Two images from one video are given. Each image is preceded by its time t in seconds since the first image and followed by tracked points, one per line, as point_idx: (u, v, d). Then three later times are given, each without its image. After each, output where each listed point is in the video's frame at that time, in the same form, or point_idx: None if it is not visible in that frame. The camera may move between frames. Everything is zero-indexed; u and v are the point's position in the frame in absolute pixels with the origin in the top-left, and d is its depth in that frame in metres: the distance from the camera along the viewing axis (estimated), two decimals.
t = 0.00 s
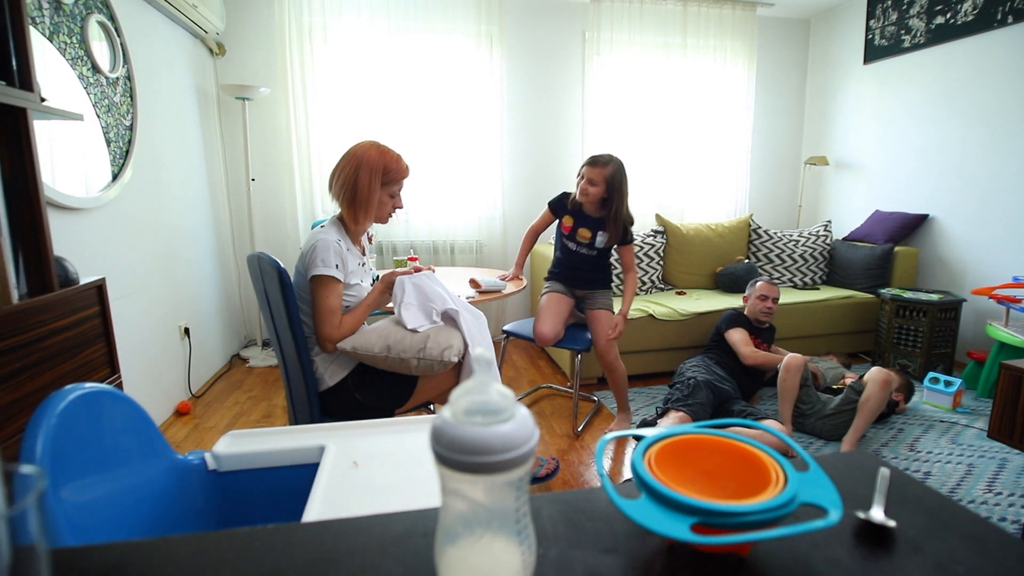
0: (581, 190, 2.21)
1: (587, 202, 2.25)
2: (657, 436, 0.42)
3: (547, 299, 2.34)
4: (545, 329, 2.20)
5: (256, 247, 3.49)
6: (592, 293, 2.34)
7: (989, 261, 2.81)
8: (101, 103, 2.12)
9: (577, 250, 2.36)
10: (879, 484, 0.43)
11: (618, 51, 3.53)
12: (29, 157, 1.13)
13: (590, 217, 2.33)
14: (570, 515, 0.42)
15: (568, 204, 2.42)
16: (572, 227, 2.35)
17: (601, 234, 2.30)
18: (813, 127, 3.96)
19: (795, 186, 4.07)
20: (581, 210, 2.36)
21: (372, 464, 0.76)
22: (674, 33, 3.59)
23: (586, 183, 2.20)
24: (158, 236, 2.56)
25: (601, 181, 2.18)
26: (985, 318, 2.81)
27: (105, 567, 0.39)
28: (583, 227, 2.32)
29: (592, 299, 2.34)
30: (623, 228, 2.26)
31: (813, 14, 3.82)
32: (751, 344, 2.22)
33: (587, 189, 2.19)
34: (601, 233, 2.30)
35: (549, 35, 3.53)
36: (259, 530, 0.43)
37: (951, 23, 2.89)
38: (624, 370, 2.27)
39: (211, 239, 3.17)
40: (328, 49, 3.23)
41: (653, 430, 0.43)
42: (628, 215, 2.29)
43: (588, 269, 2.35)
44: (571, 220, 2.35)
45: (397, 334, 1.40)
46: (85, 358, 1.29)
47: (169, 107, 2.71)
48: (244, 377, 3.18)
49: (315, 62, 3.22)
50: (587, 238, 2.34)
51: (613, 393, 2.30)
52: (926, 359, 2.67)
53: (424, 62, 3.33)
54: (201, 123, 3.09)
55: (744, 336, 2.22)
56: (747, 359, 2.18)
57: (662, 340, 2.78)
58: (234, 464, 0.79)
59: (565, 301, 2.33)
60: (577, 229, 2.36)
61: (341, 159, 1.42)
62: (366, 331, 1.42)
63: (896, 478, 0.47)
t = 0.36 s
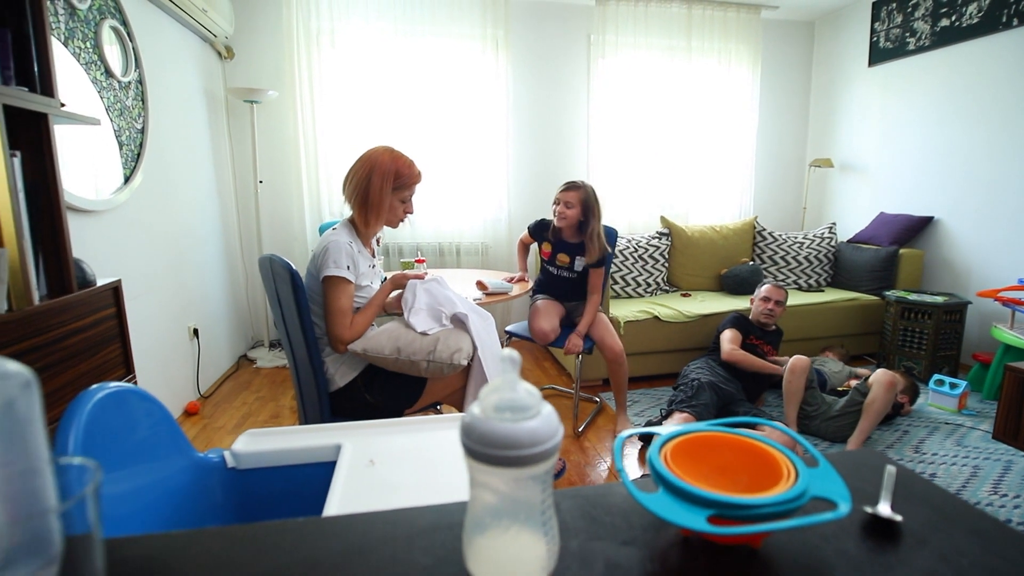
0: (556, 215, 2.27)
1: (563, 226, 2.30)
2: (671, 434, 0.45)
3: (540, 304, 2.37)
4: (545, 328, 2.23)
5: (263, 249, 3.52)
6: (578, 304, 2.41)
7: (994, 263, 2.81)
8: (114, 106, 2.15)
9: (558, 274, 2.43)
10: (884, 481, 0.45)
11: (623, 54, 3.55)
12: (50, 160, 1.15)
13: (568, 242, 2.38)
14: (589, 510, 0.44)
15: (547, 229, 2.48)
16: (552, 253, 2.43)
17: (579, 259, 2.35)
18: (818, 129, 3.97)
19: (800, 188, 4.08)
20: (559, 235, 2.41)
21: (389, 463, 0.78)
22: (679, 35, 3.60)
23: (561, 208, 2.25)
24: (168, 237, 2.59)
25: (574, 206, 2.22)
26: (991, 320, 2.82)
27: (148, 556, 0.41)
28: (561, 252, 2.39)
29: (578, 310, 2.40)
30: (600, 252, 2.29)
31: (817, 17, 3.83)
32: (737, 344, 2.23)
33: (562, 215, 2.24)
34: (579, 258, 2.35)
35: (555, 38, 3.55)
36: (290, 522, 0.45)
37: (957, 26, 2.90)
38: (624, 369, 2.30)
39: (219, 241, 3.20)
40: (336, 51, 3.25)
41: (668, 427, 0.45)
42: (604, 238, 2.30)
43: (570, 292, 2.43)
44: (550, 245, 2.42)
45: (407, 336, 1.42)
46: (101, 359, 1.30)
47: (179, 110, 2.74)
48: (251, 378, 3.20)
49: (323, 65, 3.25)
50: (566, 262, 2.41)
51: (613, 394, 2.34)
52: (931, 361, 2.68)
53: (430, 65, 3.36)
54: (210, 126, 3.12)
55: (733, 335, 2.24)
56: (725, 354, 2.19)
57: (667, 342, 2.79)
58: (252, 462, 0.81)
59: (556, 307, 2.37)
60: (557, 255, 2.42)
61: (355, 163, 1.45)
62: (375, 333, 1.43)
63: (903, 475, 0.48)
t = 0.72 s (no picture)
0: (545, 211, 2.41)
1: (551, 222, 2.44)
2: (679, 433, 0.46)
3: (536, 306, 2.38)
4: (529, 327, 2.25)
5: (268, 252, 3.54)
6: (576, 304, 2.41)
7: (995, 266, 2.82)
8: (123, 111, 2.17)
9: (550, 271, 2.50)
10: (886, 479, 0.47)
11: (626, 58, 3.57)
12: (65, 166, 1.17)
13: (556, 238, 2.50)
14: (600, 507, 0.45)
15: (537, 231, 2.60)
16: (543, 251, 2.53)
17: (568, 250, 2.43)
18: (820, 132, 3.98)
19: (802, 192, 4.09)
20: (548, 233, 2.54)
21: (399, 462, 0.79)
22: (681, 40, 3.62)
23: (548, 204, 2.40)
24: (175, 241, 2.61)
25: (559, 199, 2.37)
26: (993, 323, 2.82)
27: (177, 549, 0.42)
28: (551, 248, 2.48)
29: (574, 310, 2.39)
30: (584, 239, 2.41)
31: (818, 21, 3.85)
32: (734, 351, 2.24)
33: (549, 210, 2.39)
34: (567, 250, 2.43)
35: (557, 42, 3.58)
36: (311, 518, 0.46)
37: (957, 30, 2.92)
38: (624, 369, 2.29)
39: (224, 244, 3.23)
40: (340, 55, 3.28)
41: (676, 427, 0.47)
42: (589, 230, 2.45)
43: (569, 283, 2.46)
44: (540, 243, 2.52)
45: (413, 339, 1.43)
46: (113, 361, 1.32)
47: (185, 114, 2.77)
48: (256, 380, 3.22)
49: (328, 69, 3.28)
50: (556, 256, 2.48)
51: (616, 396, 2.35)
52: (934, 363, 2.69)
53: (434, 70, 3.38)
54: (215, 130, 3.14)
55: (730, 343, 2.25)
56: (722, 362, 2.20)
57: (670, 344, 2.81)
58: (266, 462, 0.82)
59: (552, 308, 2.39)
60: (547, 250, 2.51)
61: (363, 167, 1.46)
62: (381, 336, 1.45)
63: (904, 473, 0.50)
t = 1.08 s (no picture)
0: (542, 211, 2.45)
1: (548, 221, 2.47)
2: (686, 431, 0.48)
3: (540, 308, 2.40)
4: (535, 329, 2.26)
5: (275, 254, 3.57)
6: (579, 305, 2.43)
7: (1001, 268, 2.82)
8: (134, 115, 2.20)
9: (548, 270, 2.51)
10: (887, 476, 0.48)
11: (630, 61, 3.59)
12: (82, 171, 1.20)
13: (553, 237, 2.52)
14: (609, 501, 0.47)
15: (534, 231, 2.62)
16: (540, 251, 2.55)
17: (565, 248, 2.44)
18: (824, 134, 3.98)
19: (807, 194, 4.09)
20: (545, 233, 2.56)
21: (410, 461, 0.80)
22: (685, 42, 3.63)
23: (545, 204, 2.43)
24: (184, 243, 2.64)
25: (555, 198, 2.40)
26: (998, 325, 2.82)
27: (205, 541, 0.44)
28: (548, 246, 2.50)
29: (578, 311, 2.41)
30: (580, 235, 2.44)
31: (823, 23, 3.86)
32: (740, 353, 2.26)
33: (546, 209, 2.42)
34: (564, 247, 2.45)
35: (562, 46, 3.60)
36: (331, 511, 0.48)
37: (962, 32, 2.92)
38: (628, 370, 2.30)
39: (232, 245, 3.26)
40: (347, 59, 3.30)
41: (682, 425, 0.49)
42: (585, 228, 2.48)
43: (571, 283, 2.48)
44: (538, 242, 2.54)
45: (421, 339, 1.45)
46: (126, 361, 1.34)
47: (194, 118, 2.80)
48: (262, 381, 3.24)
49: (335, 73, 3.30)
50: (554, 255, 2.50)
51: (619, 396, 2.36)
52: (939, 365, 2.69)
53: (439, 73, 3.41)
54: (223, 133, 3.17)
55: (735, 344, 2.27)
56: (728, 363, 2.22)
57: (674, 346, 2.82)
58: (279, 460, 0.84)
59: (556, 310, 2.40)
60: (545, 250, 2.53)
61: (375, 171, 1.48)
62: (390, 337, 1.47)
63: (906, 471, 0.51)
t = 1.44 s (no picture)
0: (548, 216, 2.47)
1: (554, 226, 2.49)
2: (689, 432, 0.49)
3: (546, 312, 2.41)
4: (540, 333, 2.28)
5: (282, 259, 3.61)
6: (585, 308, 2.44)
7: (1006, 269, 2.81)
8: (145, 124, 2.24)
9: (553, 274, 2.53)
10: (885, 475, 0.50)
11: (633, 65, 3.61)
12: (97, 181, 1.22)
13: (558, 242, 2.54)
14: (616, 501, 0.49)
15: (540, 236, 2.64)
16: (546, 255, 2.57)
17: (571, 252, 2.47)
18: (827, 136, 3.98)
19: (810, 196, 4.09)
20: (551, 237, 2.58)
21: (420, 464, 0.82)
22: (687, 46, 3.65)
23: (550, 209, 2.45)
24: (193, 249, 2.67)
25: (560, 203, 2.43)
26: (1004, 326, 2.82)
27: (229, 540, 0.46)
28: (554, 250, 2.52)
29: (584, 314, 2.42)
30: (586, 239, 2.46)
31: (825, 25, 3.87)
32: (743, 356, 2.27)
33: (551, 214, 2.44)
34: (570, 251, 2.47)
35: (565, 51, 3.63)
36: (348, 511, 0.50)
37: (965, 33, 2.93)
38: (634, 374, 2.31)
39: (240, 251, 3.29)
40: (352, 65, 3.34)
41: (686, 427, 0.50)
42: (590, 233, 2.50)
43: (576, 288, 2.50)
44: (544, 246, 2.56)
45: (428, 344, 1.47)
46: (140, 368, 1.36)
47: (203, 126, 2.84)
48: (270, 386, 3.27)
49: (340, 79, 3.34)
50: (559, 259, 2.52)
51: (624, 399, 2.37)
52: (945, 367, 2.68)
53: (443, 79, 3.44)
54: (231, 140, 3.21)
55: (737, 347, 2.28)
56: (731, 366, 2.24)
57: (680, 349, 2.83)
58: (292, 463, 0.86)
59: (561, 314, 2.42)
60: (550, 254, 2.55)
61: (382, 179, 1.51)
62: (398, 342, 1.49)
63: (904, 471, 0.52)
